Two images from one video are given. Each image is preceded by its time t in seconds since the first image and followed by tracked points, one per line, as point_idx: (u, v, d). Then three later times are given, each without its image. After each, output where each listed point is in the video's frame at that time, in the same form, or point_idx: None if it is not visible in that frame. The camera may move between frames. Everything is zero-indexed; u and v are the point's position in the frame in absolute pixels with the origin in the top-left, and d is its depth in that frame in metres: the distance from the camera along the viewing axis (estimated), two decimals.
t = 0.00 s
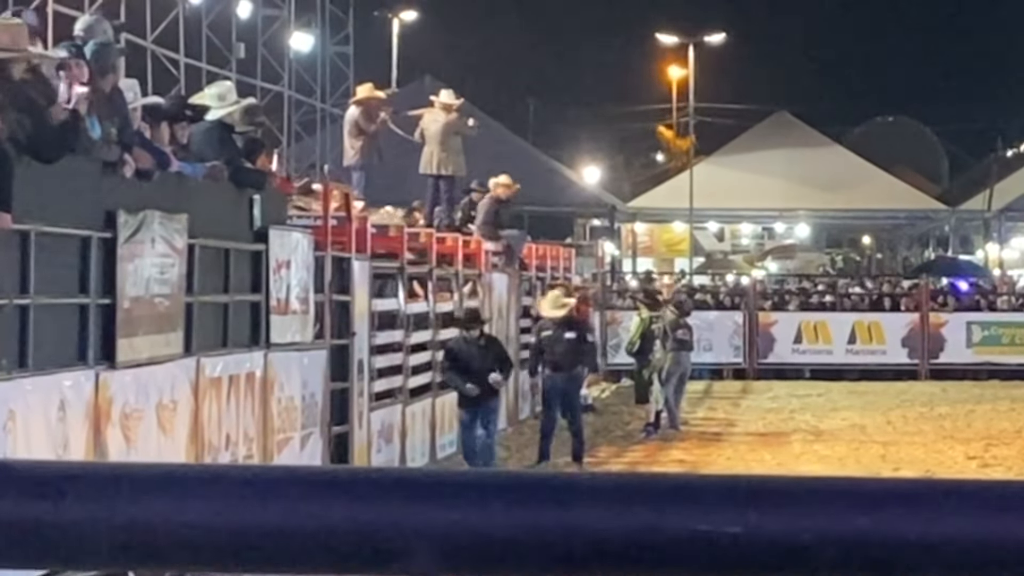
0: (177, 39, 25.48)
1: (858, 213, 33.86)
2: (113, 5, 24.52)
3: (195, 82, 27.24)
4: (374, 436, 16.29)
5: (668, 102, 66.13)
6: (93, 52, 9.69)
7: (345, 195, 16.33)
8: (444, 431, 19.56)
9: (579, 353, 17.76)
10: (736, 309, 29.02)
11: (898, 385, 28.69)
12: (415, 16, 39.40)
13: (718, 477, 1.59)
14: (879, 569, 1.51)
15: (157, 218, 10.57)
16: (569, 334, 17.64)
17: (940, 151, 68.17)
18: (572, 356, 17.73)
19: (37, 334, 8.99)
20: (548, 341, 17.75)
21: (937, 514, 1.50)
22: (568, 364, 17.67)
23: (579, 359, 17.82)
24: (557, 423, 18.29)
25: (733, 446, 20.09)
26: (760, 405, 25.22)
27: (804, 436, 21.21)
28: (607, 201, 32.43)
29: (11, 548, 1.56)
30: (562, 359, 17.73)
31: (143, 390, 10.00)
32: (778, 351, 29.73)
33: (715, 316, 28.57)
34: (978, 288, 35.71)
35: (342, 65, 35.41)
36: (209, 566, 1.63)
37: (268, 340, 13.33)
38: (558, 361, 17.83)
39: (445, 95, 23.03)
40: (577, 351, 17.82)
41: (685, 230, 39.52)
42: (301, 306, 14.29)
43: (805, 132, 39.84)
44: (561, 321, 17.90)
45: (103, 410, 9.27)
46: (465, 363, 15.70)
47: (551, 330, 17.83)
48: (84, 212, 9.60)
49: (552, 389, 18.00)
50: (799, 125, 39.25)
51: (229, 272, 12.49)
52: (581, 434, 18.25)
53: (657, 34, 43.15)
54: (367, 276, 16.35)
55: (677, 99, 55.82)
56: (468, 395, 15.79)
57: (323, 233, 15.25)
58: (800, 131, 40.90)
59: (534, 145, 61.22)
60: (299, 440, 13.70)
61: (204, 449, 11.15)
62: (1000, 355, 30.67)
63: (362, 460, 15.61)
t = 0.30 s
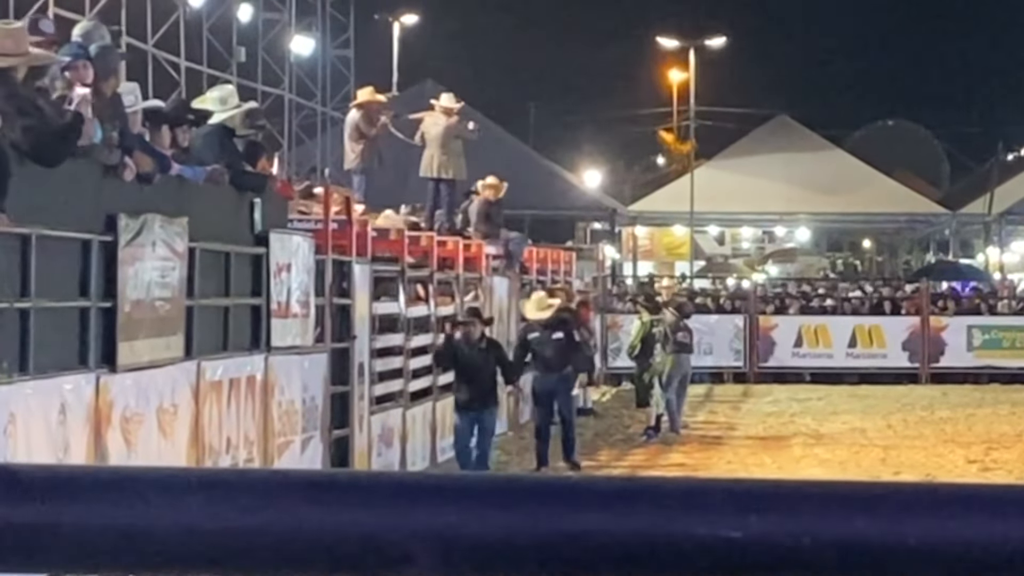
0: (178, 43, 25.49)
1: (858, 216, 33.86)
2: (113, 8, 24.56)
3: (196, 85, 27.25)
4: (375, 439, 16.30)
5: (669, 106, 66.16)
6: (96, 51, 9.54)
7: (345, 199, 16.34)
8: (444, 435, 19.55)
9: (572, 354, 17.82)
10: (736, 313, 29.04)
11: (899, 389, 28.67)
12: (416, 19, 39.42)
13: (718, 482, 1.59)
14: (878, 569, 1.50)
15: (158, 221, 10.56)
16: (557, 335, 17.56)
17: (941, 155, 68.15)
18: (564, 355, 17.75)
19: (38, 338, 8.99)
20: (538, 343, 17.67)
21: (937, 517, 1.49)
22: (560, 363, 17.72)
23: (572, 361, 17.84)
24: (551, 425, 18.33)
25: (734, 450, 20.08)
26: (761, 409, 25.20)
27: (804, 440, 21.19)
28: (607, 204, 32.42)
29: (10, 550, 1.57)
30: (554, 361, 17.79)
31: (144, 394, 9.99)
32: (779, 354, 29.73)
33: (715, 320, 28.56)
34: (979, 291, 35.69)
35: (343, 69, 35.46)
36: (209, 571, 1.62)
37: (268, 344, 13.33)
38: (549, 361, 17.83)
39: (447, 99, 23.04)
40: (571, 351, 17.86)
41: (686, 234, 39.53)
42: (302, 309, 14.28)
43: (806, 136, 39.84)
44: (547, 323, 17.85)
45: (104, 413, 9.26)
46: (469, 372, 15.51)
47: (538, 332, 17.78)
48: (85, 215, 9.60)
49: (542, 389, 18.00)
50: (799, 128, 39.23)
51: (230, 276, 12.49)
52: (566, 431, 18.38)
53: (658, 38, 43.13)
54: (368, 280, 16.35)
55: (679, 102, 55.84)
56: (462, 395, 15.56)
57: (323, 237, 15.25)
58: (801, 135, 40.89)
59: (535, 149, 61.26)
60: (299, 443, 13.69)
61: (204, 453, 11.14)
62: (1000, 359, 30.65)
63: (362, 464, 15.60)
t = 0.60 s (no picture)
0: (180, 48, 25.51)
1: (859, 222, 33.85)
2: (115, 13, 24.58)
3: (198, 91, 27.27)
4: (376, 445, 16.31)
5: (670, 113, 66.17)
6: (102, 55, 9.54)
7: (346, 205, 16.34)
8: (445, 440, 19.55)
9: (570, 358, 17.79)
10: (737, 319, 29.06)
11: (900, 395, 28.66)
12: (417, 25, 39.46)
13: (719, 488, 1.60)
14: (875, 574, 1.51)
15: (159, 227, 10.57)
16: (553, 340, 17.68)
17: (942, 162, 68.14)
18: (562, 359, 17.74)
19: (39, 343, 9.00)
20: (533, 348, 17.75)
21: (935, 522, 1.50)
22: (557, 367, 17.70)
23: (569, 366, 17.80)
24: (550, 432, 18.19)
25: (735, 456, 20.07)
26: (762, 414, 25.20)
27: (805, 446, 21.18)
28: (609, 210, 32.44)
29: (11, 553, 1.58)
30: (552, 366, 17.75)
31: (145, 400, 9.99)
32: (780, 360, 29.72)
33: (717, 325, 28.57)
34: (980, 297, 35.70)
35: (345, 74, 35.50)
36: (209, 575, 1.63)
37: (269, 350, 13.34)
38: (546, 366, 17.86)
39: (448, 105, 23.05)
40: (568, 356, 17.85)
41: (687, 240, 39.56)
42: (303, 315, 14.27)
43: (807, 142, 39.86)
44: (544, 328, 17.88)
45: (105, 419, 9.27)
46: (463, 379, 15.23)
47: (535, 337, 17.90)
48: (86, 220, 9.60)
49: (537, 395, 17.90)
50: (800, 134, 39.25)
51: (232, 281, 12.50)
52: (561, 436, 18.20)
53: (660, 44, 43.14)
54: (369, 285, 16.35)
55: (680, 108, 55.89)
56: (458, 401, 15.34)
57: (325, 243, 15.26)
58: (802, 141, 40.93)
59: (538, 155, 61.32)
60: (301, 448, 13.70)
61: (205, 458, 11.14)
62: (1001, 365, 30.65)
63: (363, 469, 15.63)
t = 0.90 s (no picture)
0: (182, 57, 25.51)
1: (860, 230, 33.86)
2: (117, 21, 24.61)
3: (200, 100, 27.26)
4: (378, 453, 16.31)
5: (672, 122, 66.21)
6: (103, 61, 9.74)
7: (348, 213, 16.37)
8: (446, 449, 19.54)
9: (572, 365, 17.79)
10: (738, 327, 29.06)
11: (901, 403, 28.65)
12: (419, 34, 39.47)
13: (714, 497, 1.61)
14: None
15: (161, 235, 10.59)
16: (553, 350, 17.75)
17: (943, 171, 68.14)
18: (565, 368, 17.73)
19: (41, 351, 9.01)
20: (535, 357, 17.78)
21: (931, 528, 1.51)
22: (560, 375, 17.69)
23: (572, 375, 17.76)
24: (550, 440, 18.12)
25: (737, 464, 20.08)
26: (764, 423, 25.18)
27: (807, 454, 21.18)
28: (610, 218, 32.41)
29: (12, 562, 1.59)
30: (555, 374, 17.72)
31: (147, 407, 10.00)
32: (781, 368, 29.71)
33: (718, 333, 28.56)
34: (981, 305, 35.68)
35: (347, 83, 35.54)
36: None
37: (272, 358, 13.35)
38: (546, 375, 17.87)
39: (450, 113, 23.06)
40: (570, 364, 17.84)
41: (688, 248, 39.56)
42: (305, 323, 14.28)
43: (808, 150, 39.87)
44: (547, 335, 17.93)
45: (106, 427, 9.27)
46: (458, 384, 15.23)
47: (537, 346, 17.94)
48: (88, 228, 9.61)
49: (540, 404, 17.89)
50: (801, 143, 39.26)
51: (234, 290, 12.51)
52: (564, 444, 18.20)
53: (661, 52, 43.13)
54: (371, 293, 16.35)
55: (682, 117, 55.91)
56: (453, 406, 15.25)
57: (326, 251, 15.29)
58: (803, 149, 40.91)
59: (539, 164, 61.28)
60: (302, 457, 13.70)
61: (207, 466, 11.15)
62: (1003, 373, 30.64)
63: (366, 478, 15.62)
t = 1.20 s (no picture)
0: (185, 66, 25.52)
1: (864, 239, 33.87)
2: (120, 30, 24.59)
3: (203, 109, 27.30)
4: (381, 462, 16.30)
5: (675, 131, 66.20)
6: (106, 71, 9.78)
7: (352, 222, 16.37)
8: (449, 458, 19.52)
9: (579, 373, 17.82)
10: (741, 336, 29.03)
11: (904, 412, 28.62)
12: (422, 43, 39.49)
13: (718, 503, 1.61)
14: None
15: (165, 243, 10.60)
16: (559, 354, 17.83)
17: (945, 180, 68.18)
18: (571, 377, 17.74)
19: (44, 360, 9.00)
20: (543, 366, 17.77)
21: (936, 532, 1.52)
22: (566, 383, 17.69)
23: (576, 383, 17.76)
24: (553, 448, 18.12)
25: (739, 473, 20.05)
26: (767, 432, 25.16)
27: (810, 463, 21.16)
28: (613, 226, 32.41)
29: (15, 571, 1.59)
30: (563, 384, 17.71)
31: (150, 417, 10.00)
32: (784, 377, 29.70)
33: (721, 342, 28.54)
34: (984, 314, 35.66)
35: (349, 91, 35.60)
36: None
37: (274, 367, 13.36)
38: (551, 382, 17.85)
39: (453, 122, 23.06)
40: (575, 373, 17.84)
41: (691, 257, 39.56)
42: (308, 332, 14.29)
43: (810, 159, 39.88)
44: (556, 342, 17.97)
45: (110, 437, 9.27)
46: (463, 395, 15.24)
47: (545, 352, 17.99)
48: (91, 237, 9.60)
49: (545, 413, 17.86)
50: (803, 151, 39.27)
51: (236, 298, 12.51)
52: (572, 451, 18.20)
53: (664, 61, 43.15)
54: (374, 302, 16.35)
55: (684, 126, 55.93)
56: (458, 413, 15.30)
57: (329, 260, 15.31)
58: (805, 158, 40.91)
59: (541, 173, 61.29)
60: (305, 466, 13.69)
61: (210, 475, 11.15)
62: (1006, 382, 30.62)
63: (368, 487, 15.62)
